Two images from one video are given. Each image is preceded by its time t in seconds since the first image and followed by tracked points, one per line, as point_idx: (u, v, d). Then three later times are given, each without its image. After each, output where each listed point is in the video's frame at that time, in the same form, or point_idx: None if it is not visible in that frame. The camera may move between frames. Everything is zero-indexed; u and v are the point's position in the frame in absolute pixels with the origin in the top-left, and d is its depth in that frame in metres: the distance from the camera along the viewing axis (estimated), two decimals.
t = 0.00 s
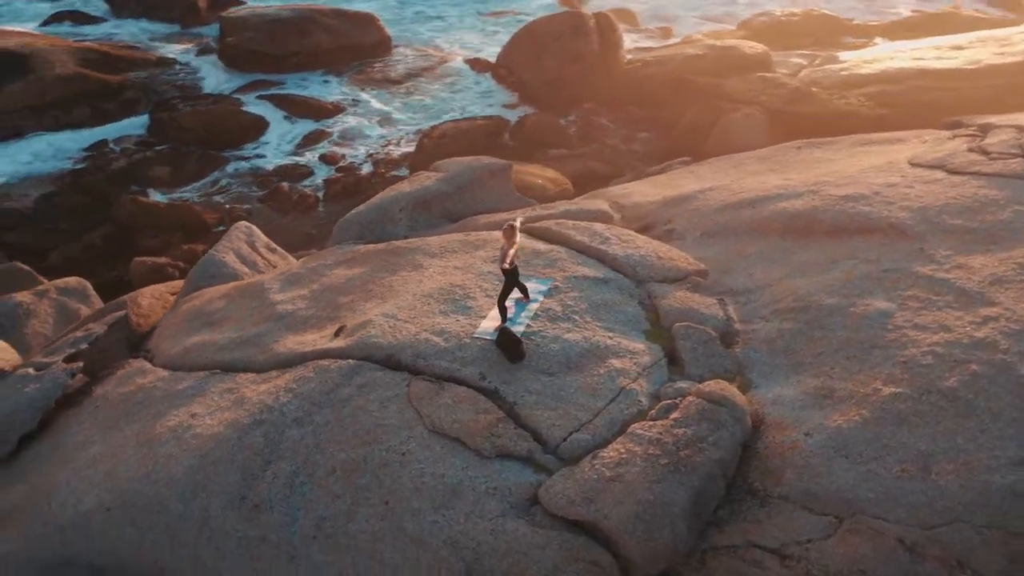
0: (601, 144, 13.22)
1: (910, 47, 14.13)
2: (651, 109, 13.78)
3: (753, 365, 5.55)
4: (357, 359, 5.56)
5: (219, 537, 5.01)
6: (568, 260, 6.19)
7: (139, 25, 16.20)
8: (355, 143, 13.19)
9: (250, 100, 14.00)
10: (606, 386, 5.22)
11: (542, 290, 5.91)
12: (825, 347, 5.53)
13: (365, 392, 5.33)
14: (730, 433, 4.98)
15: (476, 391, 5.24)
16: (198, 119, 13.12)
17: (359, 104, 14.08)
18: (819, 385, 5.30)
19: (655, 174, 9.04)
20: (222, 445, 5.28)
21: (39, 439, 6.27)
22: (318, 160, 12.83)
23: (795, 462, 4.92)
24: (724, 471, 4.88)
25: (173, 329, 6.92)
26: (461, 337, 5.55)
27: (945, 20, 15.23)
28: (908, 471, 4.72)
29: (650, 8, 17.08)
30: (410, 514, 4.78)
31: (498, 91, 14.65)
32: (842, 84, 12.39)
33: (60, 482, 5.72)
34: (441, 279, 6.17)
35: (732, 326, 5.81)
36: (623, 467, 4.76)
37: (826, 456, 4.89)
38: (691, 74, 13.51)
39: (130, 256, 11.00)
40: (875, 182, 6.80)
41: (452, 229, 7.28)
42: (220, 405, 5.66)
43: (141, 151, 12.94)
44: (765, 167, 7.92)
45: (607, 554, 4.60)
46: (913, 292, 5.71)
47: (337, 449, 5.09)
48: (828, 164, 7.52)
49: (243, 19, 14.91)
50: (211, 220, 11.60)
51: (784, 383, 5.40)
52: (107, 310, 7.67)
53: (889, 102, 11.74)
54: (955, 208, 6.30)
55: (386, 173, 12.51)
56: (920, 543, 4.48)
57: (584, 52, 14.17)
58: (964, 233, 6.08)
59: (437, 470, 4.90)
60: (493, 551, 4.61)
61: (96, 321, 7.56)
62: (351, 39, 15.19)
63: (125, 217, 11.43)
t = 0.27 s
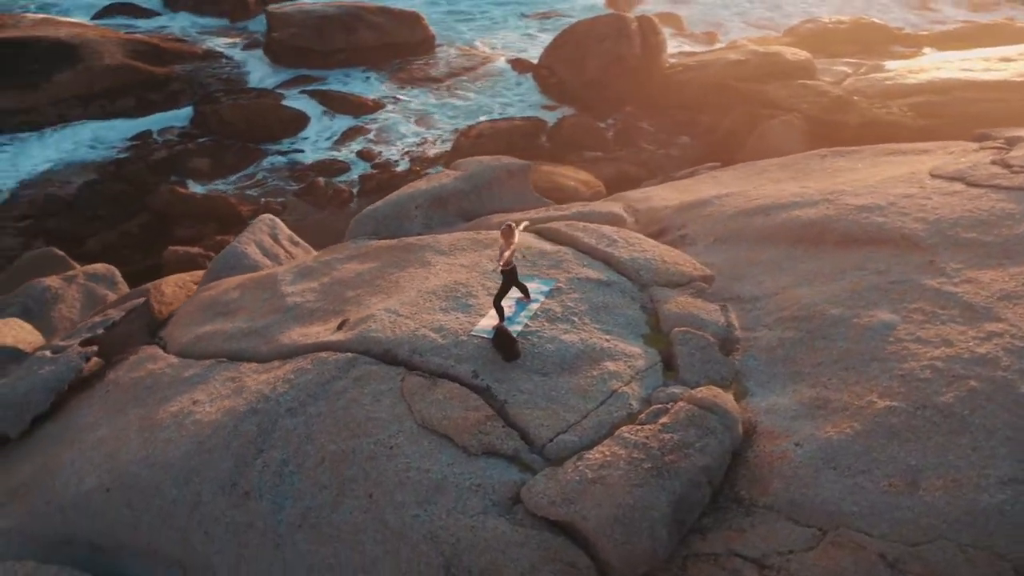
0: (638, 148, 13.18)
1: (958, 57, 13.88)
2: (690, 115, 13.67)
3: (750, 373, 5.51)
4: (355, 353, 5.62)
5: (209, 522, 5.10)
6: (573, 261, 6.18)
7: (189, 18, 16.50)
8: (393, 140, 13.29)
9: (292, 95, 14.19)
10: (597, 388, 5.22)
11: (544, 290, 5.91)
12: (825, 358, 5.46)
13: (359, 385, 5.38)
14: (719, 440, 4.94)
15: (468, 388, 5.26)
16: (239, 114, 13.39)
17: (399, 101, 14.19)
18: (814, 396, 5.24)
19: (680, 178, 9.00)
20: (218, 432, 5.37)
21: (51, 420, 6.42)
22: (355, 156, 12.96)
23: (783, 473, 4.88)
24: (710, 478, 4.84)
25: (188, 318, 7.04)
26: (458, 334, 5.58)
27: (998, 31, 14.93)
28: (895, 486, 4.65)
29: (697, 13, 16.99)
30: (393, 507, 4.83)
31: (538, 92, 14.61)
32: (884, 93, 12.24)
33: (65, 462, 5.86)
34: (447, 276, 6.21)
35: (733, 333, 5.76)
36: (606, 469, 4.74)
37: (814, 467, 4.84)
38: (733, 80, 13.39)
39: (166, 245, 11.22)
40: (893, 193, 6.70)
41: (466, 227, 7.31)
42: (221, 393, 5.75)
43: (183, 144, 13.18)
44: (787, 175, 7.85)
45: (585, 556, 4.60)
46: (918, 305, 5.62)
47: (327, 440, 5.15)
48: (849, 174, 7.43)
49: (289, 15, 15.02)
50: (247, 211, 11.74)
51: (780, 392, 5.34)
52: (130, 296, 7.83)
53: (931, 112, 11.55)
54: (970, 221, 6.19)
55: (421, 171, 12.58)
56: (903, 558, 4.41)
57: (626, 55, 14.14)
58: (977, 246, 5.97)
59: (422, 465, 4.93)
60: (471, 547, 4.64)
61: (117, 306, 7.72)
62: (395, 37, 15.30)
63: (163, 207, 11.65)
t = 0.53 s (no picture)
0: (670, 152, 13.13)
1: (1001, 68, 13.64)
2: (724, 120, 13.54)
3: (748, 380, 5.47)
4: (354, 348, 5.66)
5: (203, 510, 5.18)
6: (578, 263, 6.19)
7: (232, 13, 16.72)
8: (425, 138, 13.37)
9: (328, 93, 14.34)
10: (590, 390, 5.21)
11: (545, 291, 5.92)
12: (824, 368, 5.41)
13: (355, 379, 5.43)
14: (708, 446, 4.92)
15: (461, 385, 5.28)
16: (275, 109, 13.56)
17: (434, 100, 14.27)
18: (810, 405, 5.19)
19: (701, 182, 8.95)
20: (216, 421, 5.44)
21: (63, 405, 6.55)
22: (387, 153, 13.06)
23: (773, 481, 4.83)
24: (697, 484, 4.82)
25: (201, 308, 7.14)
26: (456, 332, 5.60)
27: None
28: (883, 499, 4.59)
29: (737, 19, 16.88)
30: (380, 501, 4.86)
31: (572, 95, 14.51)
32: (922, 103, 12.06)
33: (71, 446, 5.98)
34: (451, 274, 6.24)
35: (733, 338, 5.72)
36: (592, 471, 4.74)
37: (803, 477, 4.79)
38: (770, 86, 13.20)
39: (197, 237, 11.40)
40: (907, 203, 6.62)
41: (479, 226, 7.34)
42: (223, 383, 5.82)
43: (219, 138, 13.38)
44: (805, 182, 7.78)
45: (567, 557, 4.60)
46: (922, 316, 5.55)
47: (320, 432, 5.20)
48: (867, 183, 7.35)
49: (329, 12, 15.25)
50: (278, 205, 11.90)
51: (776, 400, 5.30)
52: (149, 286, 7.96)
53: (969, 123, 11.35)
54: (983, 233, 6.09)
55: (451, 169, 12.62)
56: (886, 572, 4.38)
57: (662, 58, 14.10)
58: (988, 259, 5.88)
59: (411, 460, 4.96)
60: (454, 543, 4.67)
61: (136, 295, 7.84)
62: (433, 36, 15.40)
63: (195, 199, 11.83)
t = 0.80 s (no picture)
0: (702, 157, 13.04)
1: None
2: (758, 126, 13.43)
3: (745, 387, 5.43)
4: (354, 342, 5.71)
5: (198, 498, 5.26)
6: (583, 265, 6.19)
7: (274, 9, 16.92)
8: (457, 138, 13.42)
9: (363, 91, 14.46)
10: (583, 392, 5.21)
11: (547, 292, 5.93)
12: (822, 377, 5.36)
13: (352, 373, 5.47)
14: (697, 452, 4.89)
15: (456, 383, 5.31)
16: (310, 105, 13.70)
17: (468, 100, 14.33)
18: (804, 414, 5.14)
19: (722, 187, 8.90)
20: (214, 410, 5.52)
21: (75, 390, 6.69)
22: (419, 151, 13.13)
23: (761, 489, 4.79)
24: (684, 489, 4.80)
25: (215, 300, 7.24)
26: (455, 330, 5.63)
27: None
28: (870, 511, 4.52)
29: (779, 25, 16.73)
30: (367, 495, 4.90)
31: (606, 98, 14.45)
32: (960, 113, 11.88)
33: (78, 430, 6.09)
34: (456, 272, 6.27)
35: (733, 345, 5.69)
36: (577, 472, 4.74)
37: (790, 485, 4.74)
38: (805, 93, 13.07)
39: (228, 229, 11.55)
40: (921, 213, 6.53)
41: (491, 225, 7.35)
42: (226, 373, 5.90)
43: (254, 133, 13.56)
44: (823, 190, 7.70)
45: (548, 557, 4.60)
46: (926, 328, 5.47)
47: (314, 425, 5.25)
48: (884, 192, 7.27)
49: (367, 10, 15.40)
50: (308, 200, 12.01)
51: (771, 408, 5.26)
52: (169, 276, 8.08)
53: (1006, 134, 11.17)
54: (995, 246, 6.00)
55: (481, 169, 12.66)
56: None
57: (698, 62, 14.00)
58: (998, 272, 5.79)
59: (400, 455, 4.99)
60: (437, 539, 4.69)
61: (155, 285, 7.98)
62: (470, 36, 15.47)
63: (226, 192, 11.99)
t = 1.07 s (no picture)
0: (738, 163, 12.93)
1: None
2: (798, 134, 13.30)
3: (740, 396, 5.38)
4: (353, 336, 5.76)
5: (191, 483, 5.35)
6: (587, 267, 6.18)
7: (322, 5, 17.11)
8: (493, 137, 13.45)
9: (404, 89, 14.56)
10: (573, 394, 5.20)
11: (549, 293, 5.93)
12: (818, 388, 5.29)
13: (348, 366, 5.52)
14: (683, 458, 4.86)
15: (449, 380, 5.33)
16: (349, 101, 13.82)
17: (507, 100, 14.35)
18: (796, 425, 5.08)
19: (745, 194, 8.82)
20: (213, 398, 5.60)
21: (90, 373, 6.83)
22: (455, 150, 13.19)
23: (745, 499, 4.75)
24: (667, 495, 4.77)
25: (231, 290, 7.35)
26: (453, 327, 5.65)
27: None
28: (852, 526, 4.47)
29: (826, 32, 16.53)
30: (352, 488, 4.95)
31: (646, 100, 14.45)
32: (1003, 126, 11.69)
33: (87, 412, 6.22)
34: (461, 270, 6.29)
35: (732, 352, 5.63)
36: (559, 474, 4.73)
37: (774, 497, 4.69)
38: (847, 102, 12.95)
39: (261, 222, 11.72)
40: (936, 225, 6.43)
41: (505, 224, 7.35)
42: (229, 362, 5.99)
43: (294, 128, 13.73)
44: (844, 200, 7.61)
45: (524, 557, 4.61)
46: (929, 342, 5.38)
47: (307, 416, 5.31)
48: (905, 205, 7.16)
49: (412, 8, 15.51)
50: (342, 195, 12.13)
51: (765, 417, 5.21)
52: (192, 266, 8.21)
53: None
54: (1008, 262, 5.88)
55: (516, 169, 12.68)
56: None
57: (738, 68, 13.89)
58: (1009, 287, 5.68)
59: (387, 450, 5.03)
60: (417, 534, 4.73)
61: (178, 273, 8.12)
62: (513, 36, 15.50)
63: (261, 185, 12.15)
